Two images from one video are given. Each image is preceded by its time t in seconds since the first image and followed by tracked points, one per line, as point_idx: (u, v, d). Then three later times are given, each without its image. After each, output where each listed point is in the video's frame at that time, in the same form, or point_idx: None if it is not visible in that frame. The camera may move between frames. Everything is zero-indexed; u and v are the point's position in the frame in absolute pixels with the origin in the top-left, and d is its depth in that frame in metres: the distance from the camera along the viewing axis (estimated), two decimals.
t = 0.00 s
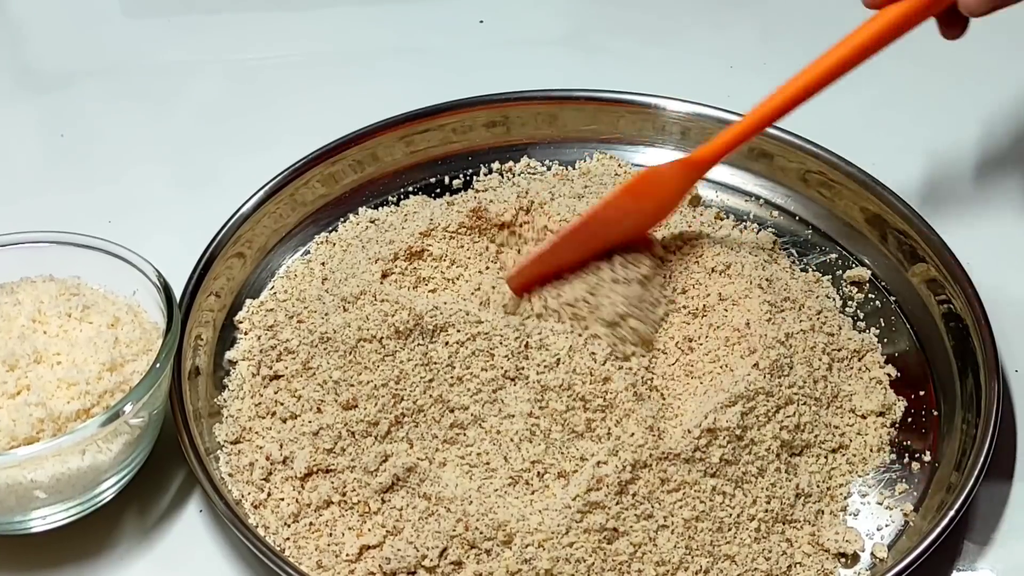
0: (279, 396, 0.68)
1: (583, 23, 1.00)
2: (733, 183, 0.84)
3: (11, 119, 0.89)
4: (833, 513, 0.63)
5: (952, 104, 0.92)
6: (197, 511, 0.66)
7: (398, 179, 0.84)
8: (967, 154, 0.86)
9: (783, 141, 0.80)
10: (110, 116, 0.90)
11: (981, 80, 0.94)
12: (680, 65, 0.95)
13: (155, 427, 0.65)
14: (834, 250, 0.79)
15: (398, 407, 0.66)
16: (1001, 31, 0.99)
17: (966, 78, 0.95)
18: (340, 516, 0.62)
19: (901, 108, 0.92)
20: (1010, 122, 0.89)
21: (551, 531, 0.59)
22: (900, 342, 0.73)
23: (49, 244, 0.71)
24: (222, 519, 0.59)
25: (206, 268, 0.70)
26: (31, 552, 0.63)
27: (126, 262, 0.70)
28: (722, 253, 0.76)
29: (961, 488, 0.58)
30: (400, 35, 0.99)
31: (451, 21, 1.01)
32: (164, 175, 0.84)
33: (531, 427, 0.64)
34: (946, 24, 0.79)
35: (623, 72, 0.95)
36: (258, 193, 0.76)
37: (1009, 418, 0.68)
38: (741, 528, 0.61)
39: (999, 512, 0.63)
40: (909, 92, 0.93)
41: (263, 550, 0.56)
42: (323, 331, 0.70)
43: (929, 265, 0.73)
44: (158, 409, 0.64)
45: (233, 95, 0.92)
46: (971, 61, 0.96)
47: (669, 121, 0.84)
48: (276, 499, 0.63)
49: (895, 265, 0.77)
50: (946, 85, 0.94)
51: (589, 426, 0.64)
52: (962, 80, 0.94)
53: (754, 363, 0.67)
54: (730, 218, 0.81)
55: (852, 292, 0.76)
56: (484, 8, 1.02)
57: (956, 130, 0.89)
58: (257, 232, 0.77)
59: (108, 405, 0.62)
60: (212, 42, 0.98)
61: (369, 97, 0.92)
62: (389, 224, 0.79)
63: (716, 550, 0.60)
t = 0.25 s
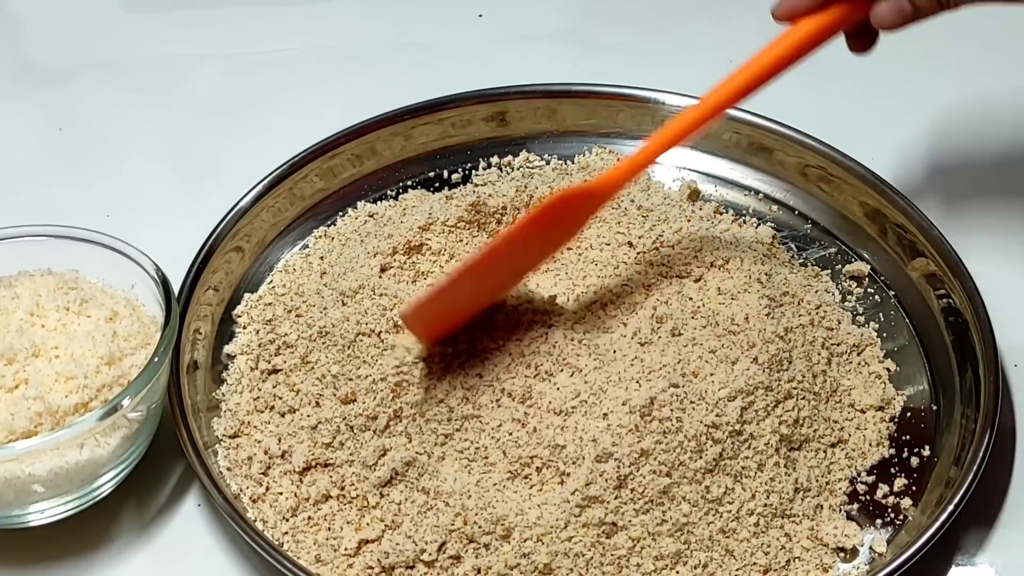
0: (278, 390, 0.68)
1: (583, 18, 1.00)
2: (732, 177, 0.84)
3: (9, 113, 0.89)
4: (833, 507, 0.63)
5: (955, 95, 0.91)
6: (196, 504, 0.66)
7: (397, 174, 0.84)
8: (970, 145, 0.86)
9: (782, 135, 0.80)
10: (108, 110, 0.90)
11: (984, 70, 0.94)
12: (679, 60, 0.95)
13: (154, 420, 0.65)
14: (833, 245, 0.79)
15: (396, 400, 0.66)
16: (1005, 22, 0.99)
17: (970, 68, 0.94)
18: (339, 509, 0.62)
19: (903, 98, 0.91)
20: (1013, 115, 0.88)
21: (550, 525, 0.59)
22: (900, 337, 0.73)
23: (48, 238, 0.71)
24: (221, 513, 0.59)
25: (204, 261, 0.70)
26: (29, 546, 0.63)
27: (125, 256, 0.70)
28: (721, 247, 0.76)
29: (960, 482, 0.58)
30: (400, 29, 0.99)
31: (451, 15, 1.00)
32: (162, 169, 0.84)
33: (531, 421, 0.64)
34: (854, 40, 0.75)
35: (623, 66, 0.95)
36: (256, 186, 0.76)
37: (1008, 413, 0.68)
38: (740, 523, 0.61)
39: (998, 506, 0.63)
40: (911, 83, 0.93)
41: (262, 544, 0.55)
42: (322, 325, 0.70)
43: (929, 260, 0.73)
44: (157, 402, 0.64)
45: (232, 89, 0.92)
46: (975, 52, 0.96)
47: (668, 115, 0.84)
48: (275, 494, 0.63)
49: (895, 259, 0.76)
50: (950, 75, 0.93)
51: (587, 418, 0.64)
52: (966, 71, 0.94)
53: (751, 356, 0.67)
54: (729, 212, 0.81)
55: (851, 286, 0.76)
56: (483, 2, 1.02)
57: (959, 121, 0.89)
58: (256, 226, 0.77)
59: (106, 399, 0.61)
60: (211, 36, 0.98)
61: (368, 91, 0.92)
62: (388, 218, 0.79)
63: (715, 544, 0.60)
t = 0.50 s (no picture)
0: (276, 385, 0.68)
1: (582, 13, 1.00)
2: (731, 172, 0.83)
3: (7, 109, 0.89)
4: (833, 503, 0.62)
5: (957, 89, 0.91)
6: (194, 500, 0.66)
7: (396, 169, 0.84)
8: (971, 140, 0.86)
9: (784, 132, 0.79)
10: (106, 105, 0.90)
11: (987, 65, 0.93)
12: (678, 55, 0.95)
13: (152, 415, 0.65)
14: (833, 241, 0.79)
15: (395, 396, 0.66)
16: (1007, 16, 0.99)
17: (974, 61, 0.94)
18: (338, 504, 0.62)
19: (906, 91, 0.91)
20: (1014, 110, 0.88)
21: (549, 521, 0.59)
22: (899, 333, 0.73)
23: (46, 233, 0.71)
24: (219, 509, 0.59)
25: (203, 257, 0.70)
26: (28, 541, 0.63)
27: (123, 252, 0.70)
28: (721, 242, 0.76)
29: (959, 478, 0.58)
30: (398, 24, 0.99)
31: (449, 11, 1.00)
32: (161, 164, 0.84)
33: (529, 417, 0.64)
34: (996, 50, 0.69)
35: (622, 61, 0.94)
36: (255, 181, 0.76)
37: (1007, 409, 0.68)
38: (739, 519, 0.61)
39: (997, 503, 0.63)
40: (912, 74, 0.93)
41: (260, 539, 0.55)
42: (320, 320, 0.70)
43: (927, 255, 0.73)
44: (155, 397, 0.64)
45: (231, 84, 0.92)
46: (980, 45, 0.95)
47: (667, 111, 0.84)
48: (274, 489, 0.63)
49: (894, 255, 0.76)
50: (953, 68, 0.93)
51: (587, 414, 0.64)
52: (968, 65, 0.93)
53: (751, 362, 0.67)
54: (728, 208, 0.80)
55: (851, 282, 0.76)
56: None
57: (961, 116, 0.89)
58: (255, 221, 0.77)
59: (105, 394, 0.61)
60: (209, 31, 0.98)
61: (366, 86, 0.91)
62: (387, 213, 0.79)
63: (714, 540, 0.60)
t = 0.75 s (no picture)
0: (275, 383, 0.68)
1: (581, 11, 1.00)
2: (730, 170, 0.83)
3: (6, 106, 0.89)
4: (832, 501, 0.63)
5: (958, 85, 0.90)
6: (193, 498, 0.66)
7: (395, 166, 0.84)
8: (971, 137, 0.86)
9: (784, 130, 0.79)
10: (105, 103, 0.90)
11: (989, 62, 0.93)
12: (677, 52, 0.95)
13: (150, 413, 0.65)
14: (832, 238, 0.79)
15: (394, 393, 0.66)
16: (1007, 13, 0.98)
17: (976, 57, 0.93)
18: (337, 502, 0.62)
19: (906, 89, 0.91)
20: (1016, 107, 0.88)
21: (548, 519, 0.59)
22: (898, 331, 0.73)
23: (44, 231, 0.71)
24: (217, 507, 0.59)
25: (201, 254, 0.70)
26: (26, 539, 0.63)
27: (121, 249, 0.70)
28: (720, 241, 0.76)
29: (958, 477, 0.58)
30: (397, 21, 0.99)
31: (448, 8, 1.00)
32: (160, 162, 0.84)
33: (528, 415, 0.64)
34: None
35: (621, 59, 0.94)
36: (254, 179, 0.76)
37: (1006, 407, 0.68)
38: (739, 517, 0.61)
39: (996, 501, 0.63)
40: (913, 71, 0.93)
41: (260, 537, 0.55)
42: (319, 318, 0.70)
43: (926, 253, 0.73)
44: (154, 396, 0.64)
45: (231, 82, 0.92)
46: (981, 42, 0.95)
47: (666, 109, 0.84)
48: (272, 487, 0.63)
49: (893, 253, 0.76)
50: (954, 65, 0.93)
51: (586, 411, 0.64)
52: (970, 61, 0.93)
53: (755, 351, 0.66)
54: (727, 206, 0.80)
55: (850, 279, 0.76)
56: None
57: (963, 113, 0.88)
58: (253, 218, 0.77)
59: (104, 392, 0.61)
60: (208, 29, 0.98)
61: (365, 84, 0.91)
62: (386, 211, 0.79)
63: (713, 538, 0.60)
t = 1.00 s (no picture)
0: (274, 381, 0.68)
1: (580, 9, 1.00)
2: (729, 168, 0.83)
3: (4, 104, 0.89)
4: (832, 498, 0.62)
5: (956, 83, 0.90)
6: (192, 496, 0.65)
7: (393, 164, 0.84)
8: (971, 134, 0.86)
9: (783, 128, 0.79)
10: (103, 101, 0.90)
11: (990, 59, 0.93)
12: (676, 50, 0.95)
13: (149, 411, 0.65)
14: (831, 236, 0.79)
15: (392, 390, 0.66)
16: (1008, 9, 0.98)
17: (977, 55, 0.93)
18: (336, 500, 0.62)
19: (906, 87, 0.91)
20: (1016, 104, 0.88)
21: (547, 517, 0.59)
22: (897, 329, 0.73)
23: (42, 228, 0.71)
24: (216, 505, 0.59)
25: (200, 253, 0.70)
26: (24, 538, 0.63)
27: (120, 247, 0.69)
28: (719, 238, 0.76)
29: (957, 475, 0.58)
30: (396, 19, 0.98)
31: (447, 6, 1.00)
32: (158, 160, 0.84)
33: (526, 414, 0.64)
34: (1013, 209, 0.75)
35: (619, 57, 0.94)
36: (253, 177, 0.76)
37: (1005, 405, 0.68)
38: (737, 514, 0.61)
39: (995, 499, 0.63)
40: (913, 69, 0.92)
41: (259, 536, 0.55)
42: (317, 315, 0.70)
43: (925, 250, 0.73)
44: (153, 394, 0.64)
45: (230, 80, 0.92)
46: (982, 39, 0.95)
47: (665, 107, 0.84)
48: (271, 485, 0.63)
49: (892, 250, 0.76)
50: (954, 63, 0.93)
51: (585, 409, 0.64)
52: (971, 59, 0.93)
53: (752, 352, 0.67)
54: (726, 204, 0.80)
55: (849, 277, 0.76)
56: None
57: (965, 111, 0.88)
58: (252, 217, 0.77)
59: (102, 390, 0.61)
60: (206, 27, 0.97)
61: (363, 82, 0.91)
62: (385, 209, 0.79)
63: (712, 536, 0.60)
